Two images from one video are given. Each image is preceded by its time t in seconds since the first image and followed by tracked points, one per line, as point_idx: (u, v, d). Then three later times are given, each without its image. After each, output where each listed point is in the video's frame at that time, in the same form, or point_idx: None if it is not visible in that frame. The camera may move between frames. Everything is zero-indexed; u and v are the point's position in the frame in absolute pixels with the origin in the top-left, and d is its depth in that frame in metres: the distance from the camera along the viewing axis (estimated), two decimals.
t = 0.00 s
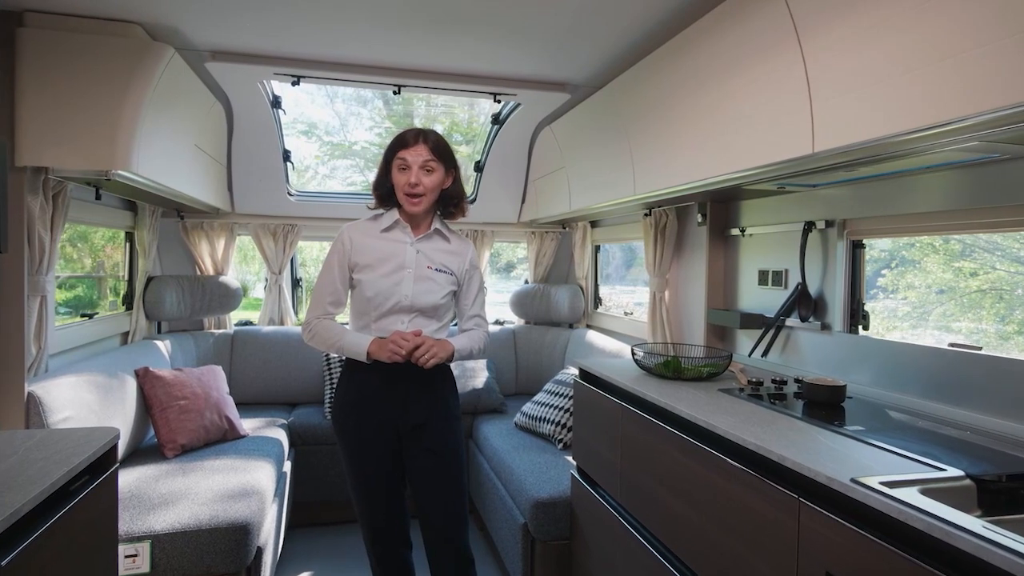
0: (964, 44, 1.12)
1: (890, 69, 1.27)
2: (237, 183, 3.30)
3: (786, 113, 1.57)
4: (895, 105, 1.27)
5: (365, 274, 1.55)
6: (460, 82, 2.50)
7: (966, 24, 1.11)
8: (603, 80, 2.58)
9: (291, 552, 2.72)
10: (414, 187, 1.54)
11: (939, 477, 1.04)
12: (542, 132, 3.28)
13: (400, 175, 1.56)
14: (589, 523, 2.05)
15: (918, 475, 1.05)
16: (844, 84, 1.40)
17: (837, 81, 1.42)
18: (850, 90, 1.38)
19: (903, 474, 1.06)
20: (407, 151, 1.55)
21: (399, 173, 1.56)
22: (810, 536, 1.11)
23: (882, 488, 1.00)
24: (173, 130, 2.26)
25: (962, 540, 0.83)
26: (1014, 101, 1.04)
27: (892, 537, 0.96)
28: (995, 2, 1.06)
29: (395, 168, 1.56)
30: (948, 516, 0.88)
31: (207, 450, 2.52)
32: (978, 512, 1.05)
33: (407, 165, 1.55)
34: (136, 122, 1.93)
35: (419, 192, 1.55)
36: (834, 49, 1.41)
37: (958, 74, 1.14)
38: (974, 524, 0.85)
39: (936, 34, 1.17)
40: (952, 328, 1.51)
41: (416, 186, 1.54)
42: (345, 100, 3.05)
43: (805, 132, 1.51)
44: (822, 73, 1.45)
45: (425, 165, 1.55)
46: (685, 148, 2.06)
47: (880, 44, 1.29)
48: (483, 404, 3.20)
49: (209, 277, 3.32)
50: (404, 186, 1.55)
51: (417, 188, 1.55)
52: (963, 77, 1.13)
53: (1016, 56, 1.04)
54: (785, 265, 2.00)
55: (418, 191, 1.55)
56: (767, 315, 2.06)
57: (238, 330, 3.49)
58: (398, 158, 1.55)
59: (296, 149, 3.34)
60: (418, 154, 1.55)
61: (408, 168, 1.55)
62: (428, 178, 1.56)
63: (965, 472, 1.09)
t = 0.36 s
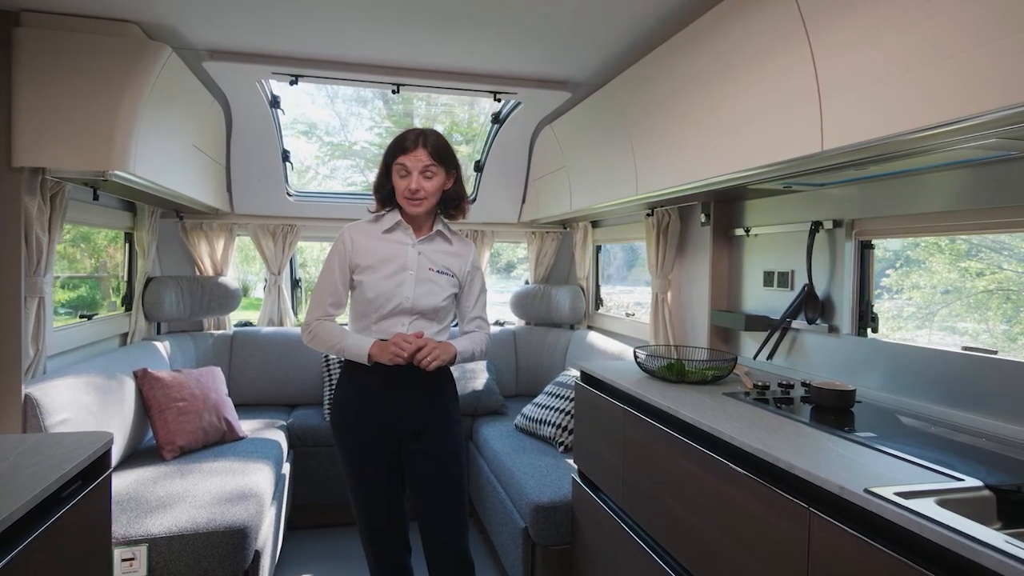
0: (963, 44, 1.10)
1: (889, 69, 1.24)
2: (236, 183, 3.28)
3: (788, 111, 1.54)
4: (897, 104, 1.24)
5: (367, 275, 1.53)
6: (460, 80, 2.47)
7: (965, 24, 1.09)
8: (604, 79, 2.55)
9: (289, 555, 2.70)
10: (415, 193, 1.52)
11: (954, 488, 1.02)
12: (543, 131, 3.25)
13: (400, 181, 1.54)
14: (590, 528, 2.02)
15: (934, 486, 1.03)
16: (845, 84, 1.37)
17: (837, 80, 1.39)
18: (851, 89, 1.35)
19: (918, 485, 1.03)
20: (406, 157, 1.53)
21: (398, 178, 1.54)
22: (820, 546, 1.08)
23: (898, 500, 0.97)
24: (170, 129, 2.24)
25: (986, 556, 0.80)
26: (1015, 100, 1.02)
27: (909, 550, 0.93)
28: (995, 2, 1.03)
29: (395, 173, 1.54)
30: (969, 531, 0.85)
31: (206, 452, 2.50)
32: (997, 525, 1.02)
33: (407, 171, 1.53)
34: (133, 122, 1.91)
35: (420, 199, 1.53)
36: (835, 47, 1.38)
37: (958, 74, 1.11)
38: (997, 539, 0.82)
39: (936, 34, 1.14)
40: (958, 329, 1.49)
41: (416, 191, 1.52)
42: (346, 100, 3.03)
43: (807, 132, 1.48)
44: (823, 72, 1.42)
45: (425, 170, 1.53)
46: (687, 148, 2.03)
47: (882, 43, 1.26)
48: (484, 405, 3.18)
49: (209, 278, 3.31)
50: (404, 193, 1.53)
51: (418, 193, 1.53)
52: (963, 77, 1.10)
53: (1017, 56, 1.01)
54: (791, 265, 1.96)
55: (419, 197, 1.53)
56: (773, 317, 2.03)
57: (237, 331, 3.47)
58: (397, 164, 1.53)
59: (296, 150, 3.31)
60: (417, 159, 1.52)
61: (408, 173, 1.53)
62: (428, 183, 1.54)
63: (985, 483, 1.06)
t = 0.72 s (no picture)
0: (988, 35, 1.05)
1: (909, 63, 1.19)
2: (243, 183, 3.26)
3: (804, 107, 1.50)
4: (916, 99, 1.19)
5: (373, 275, 1.49)
6: (467, 78, 2.43)
7: (989, 17, 1.04)
8: (613, 77, 2.51)
9: (296, 557, 2.68)
10: (422, 188, 1.48)
11: (982, 501, 0.97)
12: (552, 129, 3.21)
13: (407, 176, 1.50)
14: (601, 534, 1.97)
15: (963, 498, 0.98)
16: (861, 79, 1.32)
17: (854, 75, 1.34)
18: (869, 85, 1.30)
19: (945, 497, 0.98)
20: (413, 151, 1.49)
21: (405, 174, 1.50)
22: (842, 559, 1.03)
23: (924, 512, 0.92)
24: (175, 128, 2.22)
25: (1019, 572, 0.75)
26: None
27: (941, 567, 0.89)
28: None
29: (401, 168, 1.50)
30: (1001, 545, 0.80)
31: (212, 454, 2.48)
32: None
33: (414, 166, 1.49)
34: (136, 120, 1.89)
35: (426, 194, 1.48)
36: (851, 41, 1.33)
37: (984, 67, 1.06)
38: None
39: (959, 26, 1.09)
40: (973, 330, 1.43)
41: (424, 188, 1.48)
42: (354, 100, 3.00)
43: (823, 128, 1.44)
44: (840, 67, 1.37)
45: (432, 165, 1.49)
46: (699, 146, 1.98)
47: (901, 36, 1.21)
48: (492, 407, 3.14)
49: (216, 278, 3.31)
50: (411, 188, 1.49)
51: (425, 188, 1.48)
52: (988, 70, 1.06)
53: None
54: (807, 265, 1.90)
55: (425, 193, 1.48)
56: (788, 319, 1.97)
57: (245, 332, 3.46)
58: (404, 159, 1.49)
59: (304, 149, 3.29)
60: (424, 153, 1.49)
61: (415, 169, 1.49)
62: (436, 178, 1.49)
63: (1016, 494, 1.01)
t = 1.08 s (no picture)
0: None
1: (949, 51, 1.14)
2: (256, 182, 3.25)
3: (832, 100, 1.44)
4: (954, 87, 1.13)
5: (386, 275, 1.45)
6: (480, 74, 2.39)
7: None
8: (630, 72, 2.46)
9: (309, 559, 2.66)
10: (432, 180, 1.44)
11: None
12: (567, 127, 3.16)
13: (418, 169, 1.46)
14: (617, 539, 1.92)
15: (1004, 511, 0.92)
16: (893, 68, 1.26)
17: (885, 65, 1.28)
18: (903, 75, 1.24)
19: (987, 510, 0.92)
20: (425, 144, 1.46)
21: (417, 167, 1.47)
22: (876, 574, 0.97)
23: (966, 525, 0.86)
24: (186, 126, 2.20)
25: None
26: None
27: None
28: None
29: (412, 161, 1.46)
30: None
31: (223, 455, 2.46)
32: None
33: (425, 158, 1.45)
34: (145, 118, 1.87)
35: (437, 185, 1.45)
36: (882, 30, 1.27)
37: None
38: None
39: (1003, 10, 1.04)
40: (995, 331, 1.37)
41: (434, 179, 1.44)
42: (368, 100, 2.97)
43: (851, 121, 1.38)
44: (870, 57, 1.32)
45: (444, 158, 1.45)
46: (719, 142, 1.92)
47: (936, 22, 1.15)
48: (506, 409, 3.10)
49: (228, 278, 3.30)
50: (423, 181, 1.45)
51: (435, 180, 1.45)
52: None
53: None
54: (831, 265, 1.82)
55: (435, 185, 1.45)
56: (812, 320, 1.88)
57: (258, 332, 3.44)
58: (415, 151, 1.46)
59: (317, 149, 3.27)
60: (436, 146, 1.45)
61: (426, 161, 1.45)
62: (448, 171, 1.45)
63: None
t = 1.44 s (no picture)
0: None
1: (980, 40, 1.08)
2: (266, 182, 3.23)
3: (853, 95, 1.39)
4: (983, 80, 1.08)
5: (399, 276, 1.42)
6: (490, 71, 2.35)
7: None
8: (643, 69, 2.41)
9: (319, 562, 2.63)
10: (445, 183, 1.41)
11: None
12: (580, 125, 3.11)
13: (430, 170, 1.43)
14: (633, 545, 1.88)
15: None
16: (919, 61, 1.21)
17: (911, 58, 1.23)
18: (932, 67, 1.19)
19: None
20: (437, 145, 1.42)
21: (429, 168, 1.43)
22: None
23: (1011, 539, 0.80)
24: (196, 124, 2.18)
25: None
26: None
27: None
28: None
29: (425, 163, 1.43)
30: None
31: (232, 457, 2.44)
32: None
33: (437, 160, 1.42)
34: (153, 115, 1.85)
35: (451, 188, 1.41)
36: (907, 22, 1.23)
37: None
38: None
39: None
40: (1013, 331, 1.32)
41: (447, 182, 1.41)
42: (379, 100, 2.94)
43: (875, 116, 1.33)
44: (893, 49, 1.27)
45: (457, 159, 1.41)
46: (736, 139, 1.88)
47: (965, 11, 1.10)
48: (518, 410, 3.06)
49: (238, 278, 3.28)
50: (434, 183, 1.42)
51: (449, 183, 1.41)
52: None
53: None
54: (853, 265, 1.75)
55: (449, 188, 1.42)
56: (833, 323, 1.81)
57: (268, 332, 3.43)
58: (427, 152, 1.42)
59: (328, 148, 3.25)
60: (448, 147, 1.42)
61: (438, 163, 1.42)
62: (460, 173, 1.42)
63: None
